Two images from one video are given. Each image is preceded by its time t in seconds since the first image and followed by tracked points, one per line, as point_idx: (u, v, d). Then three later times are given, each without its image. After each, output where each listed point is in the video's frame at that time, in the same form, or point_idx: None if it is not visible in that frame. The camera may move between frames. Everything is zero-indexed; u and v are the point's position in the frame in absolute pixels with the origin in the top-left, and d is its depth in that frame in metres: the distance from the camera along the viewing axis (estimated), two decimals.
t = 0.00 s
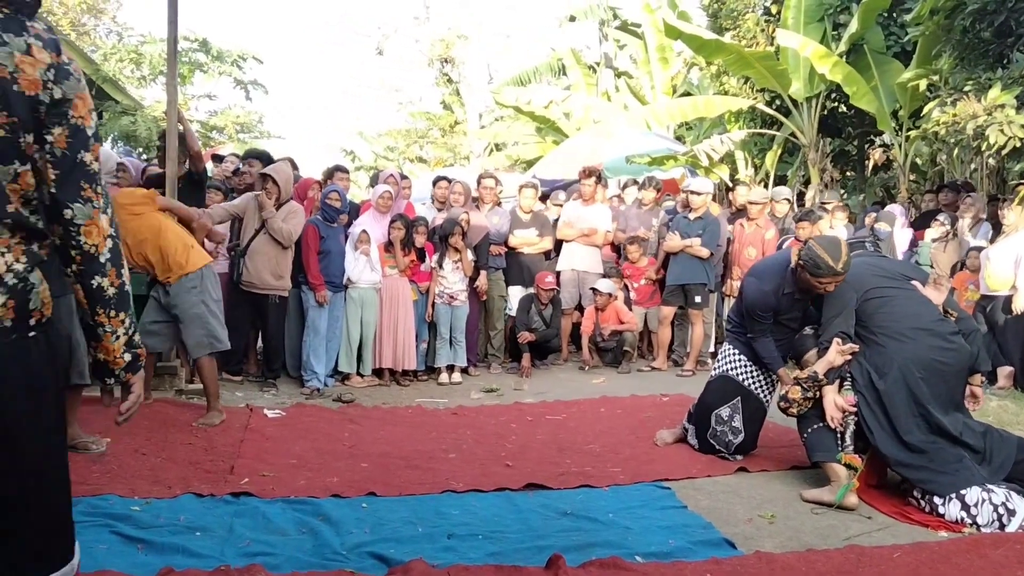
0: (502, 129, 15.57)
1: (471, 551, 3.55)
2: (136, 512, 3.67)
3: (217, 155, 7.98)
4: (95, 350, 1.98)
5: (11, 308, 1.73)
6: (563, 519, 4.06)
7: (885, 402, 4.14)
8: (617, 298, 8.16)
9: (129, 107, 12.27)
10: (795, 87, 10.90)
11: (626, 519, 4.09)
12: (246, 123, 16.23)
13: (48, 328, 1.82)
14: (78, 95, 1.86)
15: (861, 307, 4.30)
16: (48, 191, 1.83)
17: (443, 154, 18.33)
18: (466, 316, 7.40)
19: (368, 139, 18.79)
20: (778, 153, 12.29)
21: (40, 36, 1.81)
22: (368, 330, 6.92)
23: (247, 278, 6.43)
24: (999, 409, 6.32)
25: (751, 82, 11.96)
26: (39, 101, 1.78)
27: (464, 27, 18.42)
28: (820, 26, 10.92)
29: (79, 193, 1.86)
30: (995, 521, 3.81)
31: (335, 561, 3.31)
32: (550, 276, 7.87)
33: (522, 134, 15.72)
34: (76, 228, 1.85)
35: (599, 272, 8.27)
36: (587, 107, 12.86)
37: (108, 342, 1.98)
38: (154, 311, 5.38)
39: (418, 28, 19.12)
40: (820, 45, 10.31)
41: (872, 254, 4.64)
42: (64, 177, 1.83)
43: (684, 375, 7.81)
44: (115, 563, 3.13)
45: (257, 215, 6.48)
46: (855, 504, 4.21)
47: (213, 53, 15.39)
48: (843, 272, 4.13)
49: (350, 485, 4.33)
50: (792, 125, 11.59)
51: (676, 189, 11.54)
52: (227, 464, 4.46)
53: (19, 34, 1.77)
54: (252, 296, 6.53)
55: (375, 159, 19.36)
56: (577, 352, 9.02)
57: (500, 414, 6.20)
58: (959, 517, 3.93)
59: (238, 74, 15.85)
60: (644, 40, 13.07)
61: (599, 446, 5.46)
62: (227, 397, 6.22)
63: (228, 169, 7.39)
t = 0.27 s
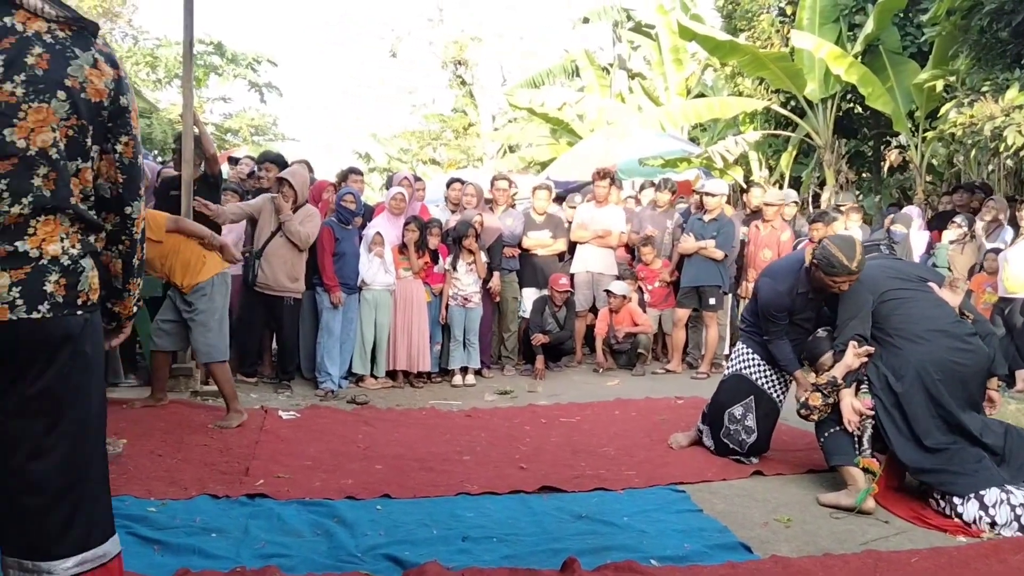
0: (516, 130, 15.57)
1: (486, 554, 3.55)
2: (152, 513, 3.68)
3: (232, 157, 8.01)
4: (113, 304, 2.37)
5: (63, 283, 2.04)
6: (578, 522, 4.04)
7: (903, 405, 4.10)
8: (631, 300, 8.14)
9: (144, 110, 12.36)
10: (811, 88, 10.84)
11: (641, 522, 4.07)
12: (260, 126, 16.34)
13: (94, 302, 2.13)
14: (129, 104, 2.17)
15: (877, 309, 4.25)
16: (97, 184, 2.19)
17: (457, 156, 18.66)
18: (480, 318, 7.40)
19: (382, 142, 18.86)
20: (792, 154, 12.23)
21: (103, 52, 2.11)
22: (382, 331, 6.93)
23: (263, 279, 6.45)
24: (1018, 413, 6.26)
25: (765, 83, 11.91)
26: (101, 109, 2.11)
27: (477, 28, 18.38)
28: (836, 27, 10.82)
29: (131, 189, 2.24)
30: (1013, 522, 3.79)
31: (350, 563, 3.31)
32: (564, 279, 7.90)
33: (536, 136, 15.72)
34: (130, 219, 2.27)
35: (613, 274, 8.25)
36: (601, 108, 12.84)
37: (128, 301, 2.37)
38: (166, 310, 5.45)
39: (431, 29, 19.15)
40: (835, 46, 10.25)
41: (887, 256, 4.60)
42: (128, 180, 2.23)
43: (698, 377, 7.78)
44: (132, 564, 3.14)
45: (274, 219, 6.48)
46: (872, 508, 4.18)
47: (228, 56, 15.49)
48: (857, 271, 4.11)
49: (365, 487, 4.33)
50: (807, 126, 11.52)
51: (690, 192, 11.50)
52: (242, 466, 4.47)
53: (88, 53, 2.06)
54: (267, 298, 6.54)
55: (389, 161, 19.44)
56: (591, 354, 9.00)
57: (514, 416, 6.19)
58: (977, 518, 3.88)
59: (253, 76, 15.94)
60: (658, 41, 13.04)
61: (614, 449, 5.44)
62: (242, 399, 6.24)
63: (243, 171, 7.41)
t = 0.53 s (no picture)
0: (531, 132, 15.55)
1: (501, 557, 3.54)
2: (169, 515, 3.70)
3: (249, 160, 8.05)
4: (121, 319, 2.57)
5: (75, 289, 2.23)
6: (594, 526, 4.03)
7: (926, 403, 4.07)
8: (646, 303, 8.12)
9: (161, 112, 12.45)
10: (828, 90, 10.75)
11: (657, 526, 4.05)
12: (276, 128, 16.44)
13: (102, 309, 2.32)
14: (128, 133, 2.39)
15: (897, 309, 4.22)
16: (102, 205, 2.40)
17: (471, 158, 18.52)
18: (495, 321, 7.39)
19: (397, 144, 18.91)
20: (809, 156, 12.16)
21: (105, 89, 2.34)
22: (398, 334, 6.96)
23: (277, 284, 6.47)
24: None
25: (782, 85, 11.85)
26: (102, 140, 2.33)
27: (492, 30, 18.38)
28: (853, 28, 10.76)
29: (128, 210, 2.43)
30: None
31: (365, 566, 3.32)
32: (579, 281, 7.88)
33: (551, 138, 15.71)
34: (128, 238, 2.45)
35: (628, 276, 8.23)
36: (616, 110, 12.83)
37: (136, 315, 2.57)
38: (183, 311, 5.51)
39: (447, 31, 19.18)
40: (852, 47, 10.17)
41: (904, 257, 4.57)
42: (125, 203, 2.42)
43: (714, 380, 7.74)
44: (149, 566, 3.16)
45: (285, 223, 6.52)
46: (889, 512, 4.14)
47: (244, 59, 15.58)
48: (873, 268, 4.09)
49: (381, 489, 4.34)
50: (823, 128, 11.45)
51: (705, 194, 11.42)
52: (259, 468, 4.49)
53: (91, 88, 2.29)
54: (281, 300, 6.55)
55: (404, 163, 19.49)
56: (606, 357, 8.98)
57: (529, 419, 6.19)
58: (1003, 517, 3.84)
59: (269, 78, 16.02)
60: (673, 43, 13.01)
61: (629, 452, 5.42)
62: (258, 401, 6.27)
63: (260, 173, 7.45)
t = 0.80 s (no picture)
0: (549, 134, 15.53)
1: (518, 561, 3.52)
2: (186, 518, 3.71)
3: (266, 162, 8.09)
4: (132, 310, 2.84)
5: (72, 284, 2.61)
6: (611, 530, 4.01)
7: (950, 403, 4.04)
8: (664, 305, 8.06)
9: (179, 115, 12.52)
10: (845, 92, 10.68)
11: (674, 530, 4.02)
12: (294, 130, 16.50)
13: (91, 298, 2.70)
14: (114, 127, 2.67)
15: (919, 308, 4.18)
16: (96, 195, 2.68)
17: (488, 160, 18.51)
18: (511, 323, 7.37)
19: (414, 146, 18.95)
20: (827, 158, 12.05)
21: (91, 91, 2.63)
22: (414, 337, 6.94)
23: (293, 290, 6.50)
24: None
25: (800, 86, 11.77)
26: (91, 139, 2.62)
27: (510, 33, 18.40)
28: (871, 29, 10.68)
29: (114, 195, 2.69)
30: None
31: (382, 570, 3.31)
32: (595, 284, 7.81)
33: (568, 140, 15.69)
34: (117, 221, 2.72)
35: (645, 279, 8.21)
36: (633, 112, 12.78)
37: (141, 304, 2.83)
38: (207, 317, 5.56)
39: (464, 34, 19.20)
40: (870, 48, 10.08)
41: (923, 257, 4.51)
42: (108, 186, 2.68)
43: (731, 384, 7.68)
44: (165, 570, 3.17)
45: (299, 228, 6.54)
46: (907, 516, 4.09)
47: (262, 61, 15.64)
48: (896, 263, 4.04)
49: (397, 493, 4.33)
50: (841, 129, 11.34)
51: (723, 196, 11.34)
52: (276, 471, 4.50)
53: (76, 91, 2.58)
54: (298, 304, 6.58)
55: (420, 165, 19.52)
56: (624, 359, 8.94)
57: (546, 422, 6.16)
58: None
59: (286, 81, 16.09)
60: (691, 45, 12.94)
61: (647, 455, 5.39)
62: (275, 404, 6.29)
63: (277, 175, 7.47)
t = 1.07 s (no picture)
0: (568, 136, 15.48)
1: (537, 565, 3.49)
2: (204, 522, 3.72)
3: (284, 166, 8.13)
4: (109, 316, 2.98)
5: (70, 290, 2.70)
6: (630, 534, 3.97)
7: (977, 405, 3.98)
8: (683, 307, 8.00)
9: (198, 118, 12.60)
10: (865, 93, 10.57)
11: (693, 535, 3.98)
12: (312, 133, 16.58)
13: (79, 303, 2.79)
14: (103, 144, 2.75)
15: (945, 309, 4.11)
16: (83, 206, 2.75)
17: (507, 162, 18.50)
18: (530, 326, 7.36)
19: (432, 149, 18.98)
20: (848, 159, 11.93)
21: (81, 111, 2.69)
22: (433, 340, 6.95)
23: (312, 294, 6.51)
24: None
25: (820, 88, 11.68)
26: (83, 156, 2.69)
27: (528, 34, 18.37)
28: (890, 30, 10.56)
29: (101, 209, 2.77)
30: None
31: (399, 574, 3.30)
32: (615, 286, 7.75)
33: (587, 142, 15.64)
34: (102, 232, 2.82)
35: (664, 281, 8.14)
36: (652, 113, 12.73)
37: (119, 311, 2.97)
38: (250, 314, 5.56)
39: (483, 36, 19.21)
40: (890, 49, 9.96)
41: (945, 258, 4.45)
42: (97, 201, 2.75)
43: (751, 387, 7.60)
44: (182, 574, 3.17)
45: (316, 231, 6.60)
46: (928, 521, 4.03)
47: (281, 64, 15.74)
48: (920, 264, 3.98)
49: (415, 496, 4.32)
50: (860, 131, 11.22)
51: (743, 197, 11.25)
52: (293, 475, 4.50)
53: (71, 113, 2.64)
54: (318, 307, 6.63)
55: (439, 167, 19.55)
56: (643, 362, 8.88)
57: (565, 425, 6.13)
58: None
59: (304, 83, 16.17)
60: (710, 46, 12.87)
61: (666, 459, 5.34)
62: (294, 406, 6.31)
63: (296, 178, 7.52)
